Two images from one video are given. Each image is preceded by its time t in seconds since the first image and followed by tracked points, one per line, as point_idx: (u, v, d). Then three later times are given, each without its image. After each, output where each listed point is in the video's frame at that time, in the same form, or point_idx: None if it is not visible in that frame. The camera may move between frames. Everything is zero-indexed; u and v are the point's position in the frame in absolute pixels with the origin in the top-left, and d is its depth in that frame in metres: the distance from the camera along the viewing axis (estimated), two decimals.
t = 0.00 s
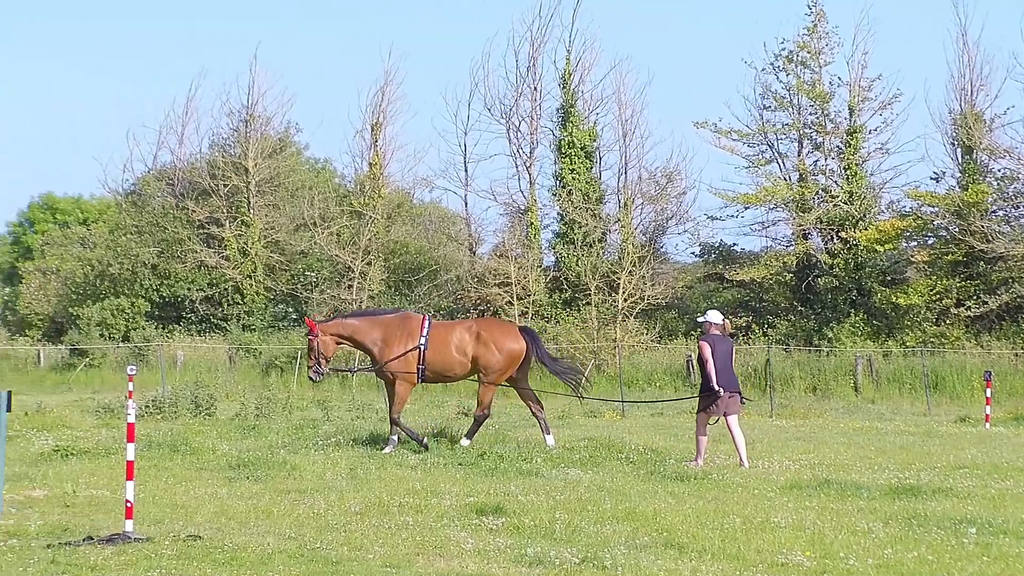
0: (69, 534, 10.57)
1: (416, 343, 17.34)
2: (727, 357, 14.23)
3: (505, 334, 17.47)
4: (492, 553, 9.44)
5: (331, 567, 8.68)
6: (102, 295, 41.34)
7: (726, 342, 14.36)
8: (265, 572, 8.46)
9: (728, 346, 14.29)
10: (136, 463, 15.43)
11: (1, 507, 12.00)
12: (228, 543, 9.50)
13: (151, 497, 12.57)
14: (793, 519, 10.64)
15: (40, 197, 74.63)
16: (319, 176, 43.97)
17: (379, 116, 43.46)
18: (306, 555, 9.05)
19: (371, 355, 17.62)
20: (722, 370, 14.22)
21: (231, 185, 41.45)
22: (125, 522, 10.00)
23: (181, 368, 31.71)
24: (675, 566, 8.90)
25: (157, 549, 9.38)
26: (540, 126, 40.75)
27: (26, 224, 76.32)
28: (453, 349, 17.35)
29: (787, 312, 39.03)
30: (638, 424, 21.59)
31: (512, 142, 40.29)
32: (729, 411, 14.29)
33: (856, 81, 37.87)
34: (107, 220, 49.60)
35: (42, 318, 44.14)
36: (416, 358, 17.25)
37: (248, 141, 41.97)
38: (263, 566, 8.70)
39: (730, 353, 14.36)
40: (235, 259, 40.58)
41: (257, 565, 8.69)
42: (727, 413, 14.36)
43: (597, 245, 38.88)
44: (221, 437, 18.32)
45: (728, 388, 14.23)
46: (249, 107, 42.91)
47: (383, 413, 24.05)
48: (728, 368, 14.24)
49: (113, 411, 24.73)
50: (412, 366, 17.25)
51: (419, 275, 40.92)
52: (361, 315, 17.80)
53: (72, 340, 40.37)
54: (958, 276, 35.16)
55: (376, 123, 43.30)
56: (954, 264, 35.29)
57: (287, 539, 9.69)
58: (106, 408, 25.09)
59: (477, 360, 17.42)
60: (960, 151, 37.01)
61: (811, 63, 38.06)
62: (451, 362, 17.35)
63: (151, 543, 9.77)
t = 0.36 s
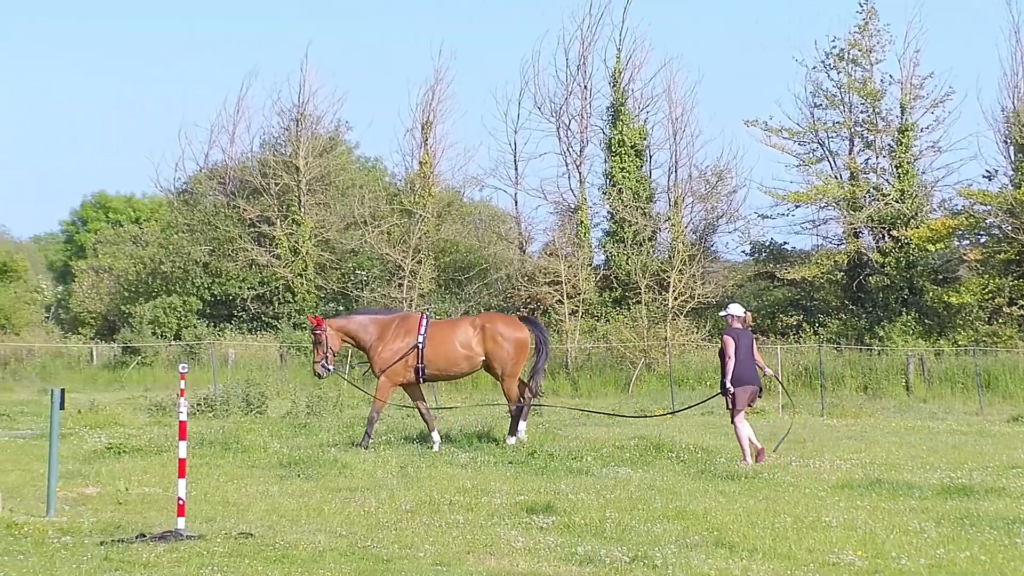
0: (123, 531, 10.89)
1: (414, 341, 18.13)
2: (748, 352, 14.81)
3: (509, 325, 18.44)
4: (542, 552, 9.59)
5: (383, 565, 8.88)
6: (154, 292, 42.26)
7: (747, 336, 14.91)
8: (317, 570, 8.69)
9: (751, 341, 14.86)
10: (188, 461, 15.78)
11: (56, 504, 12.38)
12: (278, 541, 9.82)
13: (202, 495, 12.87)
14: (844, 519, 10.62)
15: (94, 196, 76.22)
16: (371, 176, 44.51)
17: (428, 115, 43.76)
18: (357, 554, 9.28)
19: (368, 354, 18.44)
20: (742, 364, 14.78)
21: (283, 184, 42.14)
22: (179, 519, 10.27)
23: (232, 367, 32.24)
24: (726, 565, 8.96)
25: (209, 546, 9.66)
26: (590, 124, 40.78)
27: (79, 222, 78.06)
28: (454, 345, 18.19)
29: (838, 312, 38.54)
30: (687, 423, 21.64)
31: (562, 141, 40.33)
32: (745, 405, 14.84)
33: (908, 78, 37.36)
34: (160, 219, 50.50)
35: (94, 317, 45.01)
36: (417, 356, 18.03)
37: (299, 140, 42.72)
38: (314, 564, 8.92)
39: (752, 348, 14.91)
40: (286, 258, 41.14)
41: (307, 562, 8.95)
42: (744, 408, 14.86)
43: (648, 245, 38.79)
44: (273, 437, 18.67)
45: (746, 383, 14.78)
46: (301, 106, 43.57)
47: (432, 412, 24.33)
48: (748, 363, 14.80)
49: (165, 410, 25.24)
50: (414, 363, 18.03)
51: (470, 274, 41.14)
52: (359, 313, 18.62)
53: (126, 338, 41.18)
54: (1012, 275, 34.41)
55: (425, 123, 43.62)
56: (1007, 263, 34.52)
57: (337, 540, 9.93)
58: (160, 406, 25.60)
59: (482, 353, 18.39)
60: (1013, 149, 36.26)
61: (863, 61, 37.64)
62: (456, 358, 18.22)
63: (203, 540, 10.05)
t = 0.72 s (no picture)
0: (179, 531, 11.22)
1: (423, 339, 18.10)
2: (771, 356, 15.39)
3: (515, 326, 18.41)
4: (596, 553, 9.72)
5: (437, 566, 9.07)
6: (210, 293, 43.08)
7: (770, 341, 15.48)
8: (371, 570, 8.92)
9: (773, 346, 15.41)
10: (243, 461, 16.15)
11: (114, 504, 12.75)
12: (331, 541, 10.08)
13: (257, 495, 13.18)
14: (900, 520, 10.60)
15: (150, 197, 77.77)
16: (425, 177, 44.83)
17: (482, 116, 44.04)
18: (410, 554, 9.50)
19: (375, 353, 18.36)
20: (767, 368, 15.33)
21: (336, 185, 42.58)
22: (233, 519, 10.55)
23: (286, 367, 32.78)
24: (780, 566, 9.04)
25: (264, 546, 9.94)
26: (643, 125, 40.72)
27: (134, 223, 79.74)
28: (462, 345, 18.18)
29: (893, 312, 38.17)
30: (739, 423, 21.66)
31: (616, 141, 40.33)
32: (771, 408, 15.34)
33: (963, 77, 36.78)
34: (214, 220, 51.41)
35: (149, 318, 45.90)
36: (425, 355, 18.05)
37: (352, 141, 43.11)
38: (367, 564, 9.15)
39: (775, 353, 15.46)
40: (339, 258, 41.57)
41: (361, 562, 9.18)
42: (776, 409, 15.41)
43: (700, 246, 38.62)
44: (326, 437, 19.01)
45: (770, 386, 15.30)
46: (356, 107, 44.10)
47: (485, 412, 24.58)
48: (772, 367, 15.34)
49: (219, 409, 25.77)
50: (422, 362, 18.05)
51: (523, 274, 41.59)
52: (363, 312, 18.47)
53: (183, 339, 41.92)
54: None
55: (479, 124, 43.91)
56: None
57: (390, 540, 10.16)
58: (214, 406, 26.13)
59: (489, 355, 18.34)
60: None
61: (917, 61, 37.12)
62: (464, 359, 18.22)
63: (257, 540, 10.33)
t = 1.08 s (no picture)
0: (231, 530, 11.56)
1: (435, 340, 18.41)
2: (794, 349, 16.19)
3: (515, 327, 19.16)
4: (650, 552, 9.86)
5: (488, 565, 9.27)
6: (263, 293, 43.70)
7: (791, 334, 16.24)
8: (423, 569, 9.15)
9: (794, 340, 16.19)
10: (297, 460, 16.50)
11: (168, 502, 13.13)
12: (383, 540, 10.34)
13: (310, 494, 13.50)
14: (954, 521, 10.59)
15: (204, 197, 79.09)
16: (476, 177, 45.02)
17: (535, 115, 44.24)
18: (463, 553, 9.72)
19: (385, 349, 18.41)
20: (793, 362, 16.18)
21: (388, 184, 42.95)
22: (285, 518, 10.86)
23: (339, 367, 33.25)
24: (832, 567, 9.10)
25: (316, 545, 10.22)
26: (696, 124, 40.53)
27: (188, 222, 81.09)
28: (471, 345, 18.68)
29: (947, 311, 37.65)
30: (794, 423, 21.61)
31: (668, 141, 40.27)
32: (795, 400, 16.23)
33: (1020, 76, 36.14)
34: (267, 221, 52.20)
35: (203, 317, 46.73)
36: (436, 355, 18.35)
37: (405, 141, 43.54)
38: (420, 563, 9.38)
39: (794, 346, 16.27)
40: (392, 258, 42.02)
41: (413, 561, 9.41)
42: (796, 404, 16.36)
43: (753, 245, 38.35)
44: (381, 435, 19.31)
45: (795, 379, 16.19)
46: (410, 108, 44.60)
47: (538, 412, 24.77)
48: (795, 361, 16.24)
49: (272, 408, 26.31)
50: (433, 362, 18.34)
51: (575, 274, 41.62)
52: (374, 310, 18.46)
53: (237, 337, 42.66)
54: None
55: (531, 124, 44.09)
56: None
57: (441, 539, 10.39)
58: (268, 405, 26.60)
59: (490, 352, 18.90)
60: None
61: (971, 60, 36.57)
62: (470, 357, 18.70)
63: (308, 538, 10.62)
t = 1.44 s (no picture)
0: (287, 528, 11.90)
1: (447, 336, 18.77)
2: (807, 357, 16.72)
3: (523, 323, 19.60)
4: (704, 553, 10.01)
5: (543, 565, 9.48)
6: (319, 292, 43.89)
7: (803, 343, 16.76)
8: (478, 568, 9.38)
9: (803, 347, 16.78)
10: (353, 459, 16.86)
11: (225, 502, 13.51)
12: (439, 540, 10.60)
13: (365, 494, 13.80)
14: (1013, 522, 10.60)
15: (260, 198, 80.42)
16: (533, 176, 45.48)
17: (590, 115, 44.30)
18: (517, 553, 9.95)
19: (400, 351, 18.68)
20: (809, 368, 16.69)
21: (445, 185, 43.48)
22: (341, 517, 11.16)
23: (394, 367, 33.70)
24: (889, 568, 9.18)
25: (372, 543, 10.52)
26: (751, 124, 40.34)
27: (245, 223, 82.51)
28: (483, 341, 19.06)
29: (1005, 312, 36.69)
30: (851, 423, 21.59)
31: (724, 141, 40.12)
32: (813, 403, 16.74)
33: None
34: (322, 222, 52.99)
35: (259, 317, 47.56)
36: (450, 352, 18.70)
37: (460, 141, 44.08)
38: (475, 563, 9.63)
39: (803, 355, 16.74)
40: (448, 258, 42.18)
41: (468, 561, 9.65)
42: (808, 409, 16.64)
43: (809, 246, 38.17)
44: (437, 434, 19.66)
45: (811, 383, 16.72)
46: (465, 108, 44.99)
47: (594, 412, 24.99)
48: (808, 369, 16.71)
49: (328, 407, 26.81)
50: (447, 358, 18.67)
51: (630, 274, 41.57)
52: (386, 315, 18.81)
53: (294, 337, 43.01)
54: None
55: (586, 125, 44.19)
56: None
57: (495, 539, 10.63)
58: (323, 405, 27.12)
59: (501, 353, 19.27)
60: None
61: None
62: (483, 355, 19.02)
63: (364, 537, 10.92)
